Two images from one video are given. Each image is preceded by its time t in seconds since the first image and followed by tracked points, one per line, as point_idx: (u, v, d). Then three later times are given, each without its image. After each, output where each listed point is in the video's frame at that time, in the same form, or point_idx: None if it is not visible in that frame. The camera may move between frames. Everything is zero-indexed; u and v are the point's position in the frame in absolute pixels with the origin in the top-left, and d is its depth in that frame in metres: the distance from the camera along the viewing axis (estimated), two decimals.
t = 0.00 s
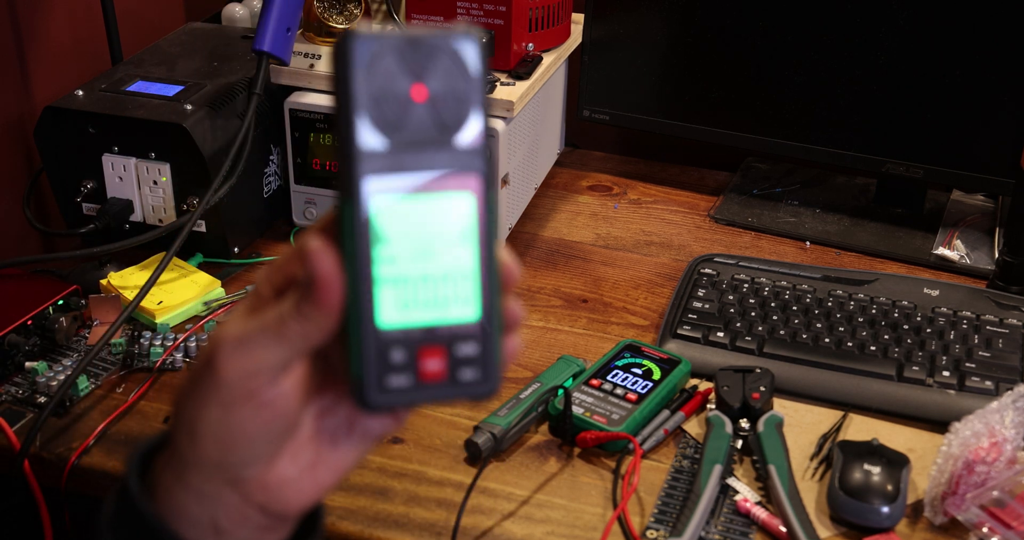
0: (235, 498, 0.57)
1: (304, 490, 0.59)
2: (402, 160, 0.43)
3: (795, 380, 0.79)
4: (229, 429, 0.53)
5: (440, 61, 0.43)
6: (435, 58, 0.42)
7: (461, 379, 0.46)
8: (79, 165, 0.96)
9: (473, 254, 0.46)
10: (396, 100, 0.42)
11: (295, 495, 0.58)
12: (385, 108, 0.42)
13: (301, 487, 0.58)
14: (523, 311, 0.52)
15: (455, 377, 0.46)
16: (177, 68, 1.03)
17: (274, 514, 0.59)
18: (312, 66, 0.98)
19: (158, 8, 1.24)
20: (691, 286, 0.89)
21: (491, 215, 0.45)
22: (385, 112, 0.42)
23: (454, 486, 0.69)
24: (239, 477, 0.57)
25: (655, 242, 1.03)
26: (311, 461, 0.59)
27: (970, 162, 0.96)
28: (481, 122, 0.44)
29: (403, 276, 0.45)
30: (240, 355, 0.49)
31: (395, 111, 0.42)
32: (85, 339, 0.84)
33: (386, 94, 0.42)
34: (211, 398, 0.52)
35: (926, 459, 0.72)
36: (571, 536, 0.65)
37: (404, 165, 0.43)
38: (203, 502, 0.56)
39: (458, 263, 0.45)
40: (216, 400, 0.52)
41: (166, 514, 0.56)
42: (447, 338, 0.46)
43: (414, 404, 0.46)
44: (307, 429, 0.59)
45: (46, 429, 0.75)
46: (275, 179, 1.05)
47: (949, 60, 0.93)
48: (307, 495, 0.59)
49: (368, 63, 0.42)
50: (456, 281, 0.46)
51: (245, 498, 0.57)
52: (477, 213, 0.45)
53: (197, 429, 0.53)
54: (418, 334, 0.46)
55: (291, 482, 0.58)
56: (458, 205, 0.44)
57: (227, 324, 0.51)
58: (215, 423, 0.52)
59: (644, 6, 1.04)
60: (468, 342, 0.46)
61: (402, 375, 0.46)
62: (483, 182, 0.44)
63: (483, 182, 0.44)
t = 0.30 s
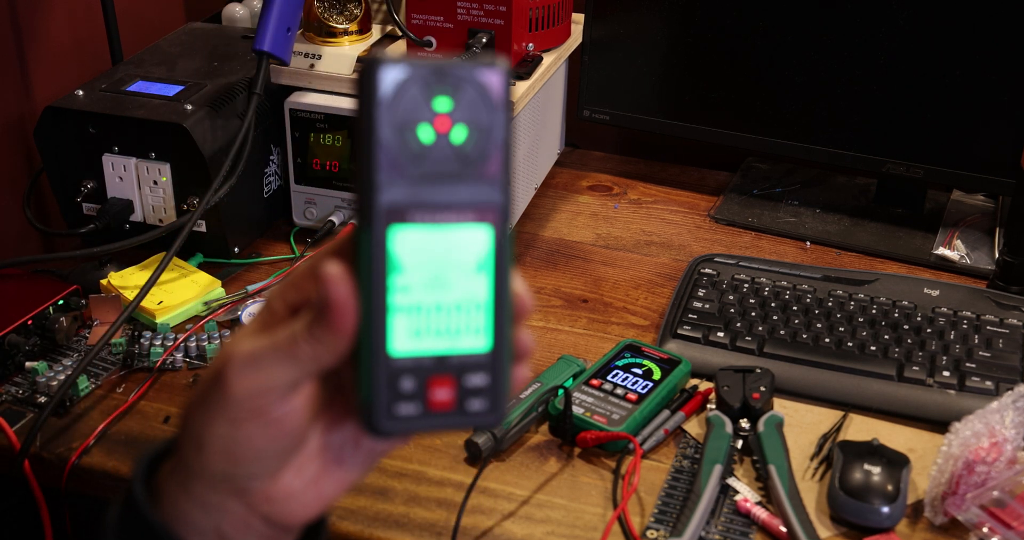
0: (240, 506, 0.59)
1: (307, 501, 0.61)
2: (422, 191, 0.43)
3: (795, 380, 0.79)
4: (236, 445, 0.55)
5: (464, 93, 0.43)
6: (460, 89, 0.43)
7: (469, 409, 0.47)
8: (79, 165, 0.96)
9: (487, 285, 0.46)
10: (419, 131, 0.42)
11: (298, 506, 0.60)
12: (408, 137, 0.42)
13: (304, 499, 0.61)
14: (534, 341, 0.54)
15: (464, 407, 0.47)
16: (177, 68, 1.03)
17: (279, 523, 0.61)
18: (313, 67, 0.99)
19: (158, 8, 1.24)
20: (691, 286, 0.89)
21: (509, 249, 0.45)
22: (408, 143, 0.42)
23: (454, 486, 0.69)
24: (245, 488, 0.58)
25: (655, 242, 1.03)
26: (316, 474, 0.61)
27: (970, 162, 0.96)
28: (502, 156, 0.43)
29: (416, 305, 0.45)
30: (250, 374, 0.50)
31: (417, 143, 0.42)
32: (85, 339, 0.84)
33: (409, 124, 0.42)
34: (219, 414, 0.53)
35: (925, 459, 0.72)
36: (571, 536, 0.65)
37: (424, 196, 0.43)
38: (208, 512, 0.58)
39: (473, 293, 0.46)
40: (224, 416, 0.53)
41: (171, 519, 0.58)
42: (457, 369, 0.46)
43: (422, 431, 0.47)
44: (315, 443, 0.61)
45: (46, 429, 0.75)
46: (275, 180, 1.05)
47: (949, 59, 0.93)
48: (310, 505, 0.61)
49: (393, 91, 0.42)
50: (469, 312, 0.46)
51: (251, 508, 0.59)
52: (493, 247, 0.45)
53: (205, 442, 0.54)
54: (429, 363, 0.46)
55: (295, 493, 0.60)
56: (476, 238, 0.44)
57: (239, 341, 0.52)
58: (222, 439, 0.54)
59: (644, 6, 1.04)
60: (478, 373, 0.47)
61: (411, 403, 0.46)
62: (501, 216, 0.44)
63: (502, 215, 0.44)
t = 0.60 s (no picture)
0: (239, 510, 0.60)
1: (306, 506, 0.61)
2: (421, 196, 0.43)
3: (795, 379, 0.79)
4: (233, 449, 0.55)
5: (464, 100, 0.44)
6: (459, 96, 0.43)
7: (467, 419, 0.47)
8: (80, 165, 0.97)
9: (487, 294, 0.46)
10: (418, 138, 0.43)
11: (298, 511, 0.61)
12: (406, 145, 0.43)
13: (303, 502, 0.61)
14: (532, 349, 0.54)
15: (462, 416, 0.47)
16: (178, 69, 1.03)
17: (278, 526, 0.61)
18: (313, 68, 0.99)
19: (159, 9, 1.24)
20: (691, 286, 0.89)
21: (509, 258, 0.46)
22: (407, 149, 0.43)
23: (454, 486, 0.70)
24: (242, 491, 0.59)
25: (655, 243, 1.03)
26: (315, 479, 0.61)
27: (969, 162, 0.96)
28: (502, 162, 0.44)
29: (415, 313, 0.46)
30: (247, 381, 0.51)
31: (417, 148, 0.43)
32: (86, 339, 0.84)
33: (409, 131, 0.43)
34: (216, 419, 0.53)
35: (925, 459, 0.72)
36: (571, 536, 0.65)
37: (423, 201, 0.44)
38: (206, 514, 0.59)
39: (472, 303, 0.46)
40: (221, 422, 0.53)
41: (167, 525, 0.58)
42: (456, 379, 0.47)
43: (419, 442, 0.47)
44: (314, 446, 0.61)
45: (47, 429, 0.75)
46: (276, 180, 1.05)
47: (948, 60, 0.93)
48: (310, 510, 0.61)
49: (392, 99, 0.43)
50: (469, 323, 0.47)
51: (248, 511, 0.60)
52: (492, 255, 0.45)
53: (202, 447, 0.55)
54: (427, 373, 0.46)
55: (295, 498, 0.60)
56: (476, 245, 0.45)
57: (238, 347, 0.52)
58: (218, 444, 0.54)
59: (644, 7, 1.04)
60: (477, 384, 0.47)
61: (409, 413, 0.46)
62: (501, 222, 0.45)
63: (502, 221, 0.45)
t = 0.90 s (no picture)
0: (243, 500, 0.62)
1: (311, 499, 0.62)
2: (425, 190, 0.50)
3: (794, 379, 0.79)
4: (237, 440, 0.57)
5: (463, 98, 0.50)
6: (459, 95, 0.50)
7: (469, 411, 0.53)
8: (82, 167, 0.97)
9: (488, 290, 0.53)
10: (422, 134, 0.50)
11: (303, 505, 0.62)
12: (408, 136, 0.50)
13: (306, 496, 0.62)
14: (536, 345, 0.60)
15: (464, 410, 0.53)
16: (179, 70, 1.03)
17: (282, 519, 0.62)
18: (313, 71, 0.99)
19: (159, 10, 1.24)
20: (690, 287, 0.90)
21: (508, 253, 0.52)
22: (412, 144, 0.50)
23: (454, 486, 0.70)
24: (247, 482, 0.61)
25: (654, 244, 1.04)
26: (317, 472, 0.63)
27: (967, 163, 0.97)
28: (500, 159, 0.51)
29: (419, 308, 0.52)
30: (252, 373, 0.54)
31: (421, 143, 0.50)
32: (89, 339, 0.86)
33: (415, 126, 0.50)
34: (221, 411, 0.56)
35: (923, 459, 0.73)
36: (571, 535, 0.66)
37: (426, 195, 0.50)
38: (211, 504, 0.61)
39: (474, 298, 0.53)
40: (226, 413, 0.56)
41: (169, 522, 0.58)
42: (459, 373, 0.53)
43: (424, 432, 0.53)
44: (318, 438, 0.64)
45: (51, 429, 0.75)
46: (276, 181, 1.06)
47: (946, 60, 0.93)
48: (315, 504, 0.63)
49: (395, 93, 0.49)
50: (470, 319, 0.53)
51: (252, 501, 0.62)
52: (492, 252, 0.52)
53: (207, 438, 0.57)
54: (430, 365, 0.53)
55: (299, 490, 0.62)
56: (477, 238, 0.52)
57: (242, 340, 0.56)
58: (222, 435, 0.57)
59: (644, 8, 1.05)
60: (480, 378, 0.53)
61: (413, 406, 0.53)
62: (499, 218, 0.52)
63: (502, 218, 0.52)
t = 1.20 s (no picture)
0: (244, 500, 0.62)
1: (310, 501, 0.62)
2: (429, 196, 0.50)
3: (793, 379, 0.79)
4: (239, 440, 0.57)
5: (471, 107, 0.50)
6: (467, 103, 0.50)
7: (466, 420, 0.53)
8: (82, 167, 0.97)
9: (490, 299, 0.53)
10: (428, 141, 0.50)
11: (303, 506, 0.62)
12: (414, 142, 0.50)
13: (307, 497, 0.62)
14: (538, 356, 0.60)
15: (462, 419, 0.53)
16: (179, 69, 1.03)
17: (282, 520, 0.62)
18: (313, 71, 0.99)
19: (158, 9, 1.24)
20: (689, 287, 0.90)
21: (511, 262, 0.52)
22: (417, 151, 0.50)
23: (454, 486, 0.70)
24: (248, 482, 0.61)
25: (654, 244, 1.04)
26: (318, 474, 0.63)
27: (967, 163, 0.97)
28: (507, 169, 0.51)
29: (419, 315, 0.52)
30: (253, 375, 0.54)
31: (426, 150, 0.50)
32: (89, 339, 0.85)
33: (420, 134, 0.50)
34: (222, 412, 0.56)
35: (922, 459, 0.73)
36: (571, 535, 0.66)
37: (431, 202, 0.50)
38: (212, 503, 0.61)
39: (476, 307, 0.53)
40: (227, 413, 0.56)
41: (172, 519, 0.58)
42: (459, 381, 0.53)
43: (419, 439, 0.53)
44: (319, 441, 0.64)
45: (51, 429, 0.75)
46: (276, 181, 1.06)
47: (946, 60, 0.93)
48: (315, 505, 0.63)
49: (401, 100, 0.49)
50: (470, 328, 0.53)
51: (253, 501, 0.62)
52: (494, 263, 0.52)
53: (209, 438, 0.57)
54: (429, 372, 0.53)
55: (300, 492, 0.62)
56: (480, 246, 0.52)
57: (245, 342, 0.56)
58: (224, 435, 0.57)
59: (644, 8, 1.05)
60: (479, 388, 0.53)
61: (410, 412, 0.53)
62: (504, 227, 0.52)
63: (506, 226, 0.51)
